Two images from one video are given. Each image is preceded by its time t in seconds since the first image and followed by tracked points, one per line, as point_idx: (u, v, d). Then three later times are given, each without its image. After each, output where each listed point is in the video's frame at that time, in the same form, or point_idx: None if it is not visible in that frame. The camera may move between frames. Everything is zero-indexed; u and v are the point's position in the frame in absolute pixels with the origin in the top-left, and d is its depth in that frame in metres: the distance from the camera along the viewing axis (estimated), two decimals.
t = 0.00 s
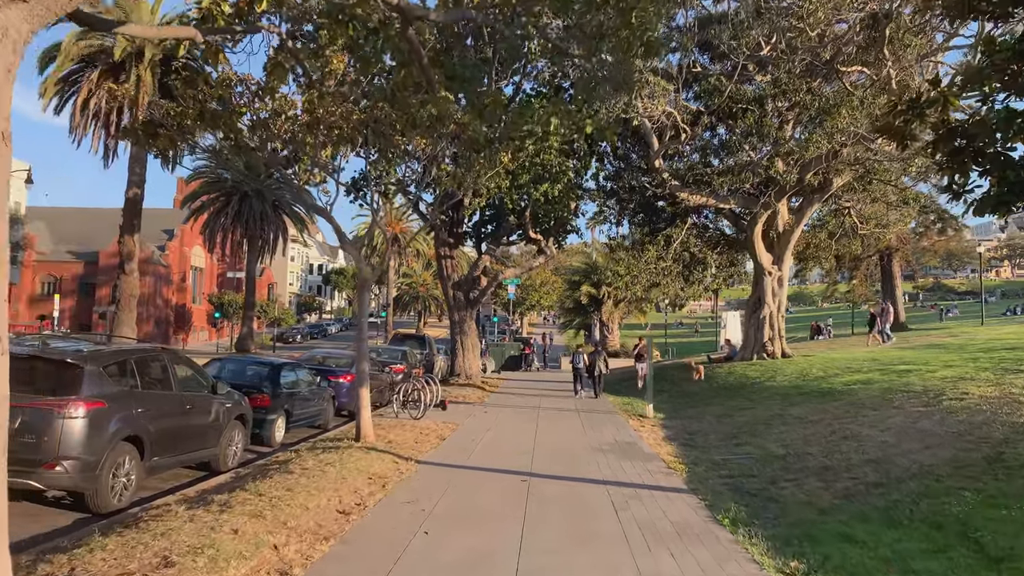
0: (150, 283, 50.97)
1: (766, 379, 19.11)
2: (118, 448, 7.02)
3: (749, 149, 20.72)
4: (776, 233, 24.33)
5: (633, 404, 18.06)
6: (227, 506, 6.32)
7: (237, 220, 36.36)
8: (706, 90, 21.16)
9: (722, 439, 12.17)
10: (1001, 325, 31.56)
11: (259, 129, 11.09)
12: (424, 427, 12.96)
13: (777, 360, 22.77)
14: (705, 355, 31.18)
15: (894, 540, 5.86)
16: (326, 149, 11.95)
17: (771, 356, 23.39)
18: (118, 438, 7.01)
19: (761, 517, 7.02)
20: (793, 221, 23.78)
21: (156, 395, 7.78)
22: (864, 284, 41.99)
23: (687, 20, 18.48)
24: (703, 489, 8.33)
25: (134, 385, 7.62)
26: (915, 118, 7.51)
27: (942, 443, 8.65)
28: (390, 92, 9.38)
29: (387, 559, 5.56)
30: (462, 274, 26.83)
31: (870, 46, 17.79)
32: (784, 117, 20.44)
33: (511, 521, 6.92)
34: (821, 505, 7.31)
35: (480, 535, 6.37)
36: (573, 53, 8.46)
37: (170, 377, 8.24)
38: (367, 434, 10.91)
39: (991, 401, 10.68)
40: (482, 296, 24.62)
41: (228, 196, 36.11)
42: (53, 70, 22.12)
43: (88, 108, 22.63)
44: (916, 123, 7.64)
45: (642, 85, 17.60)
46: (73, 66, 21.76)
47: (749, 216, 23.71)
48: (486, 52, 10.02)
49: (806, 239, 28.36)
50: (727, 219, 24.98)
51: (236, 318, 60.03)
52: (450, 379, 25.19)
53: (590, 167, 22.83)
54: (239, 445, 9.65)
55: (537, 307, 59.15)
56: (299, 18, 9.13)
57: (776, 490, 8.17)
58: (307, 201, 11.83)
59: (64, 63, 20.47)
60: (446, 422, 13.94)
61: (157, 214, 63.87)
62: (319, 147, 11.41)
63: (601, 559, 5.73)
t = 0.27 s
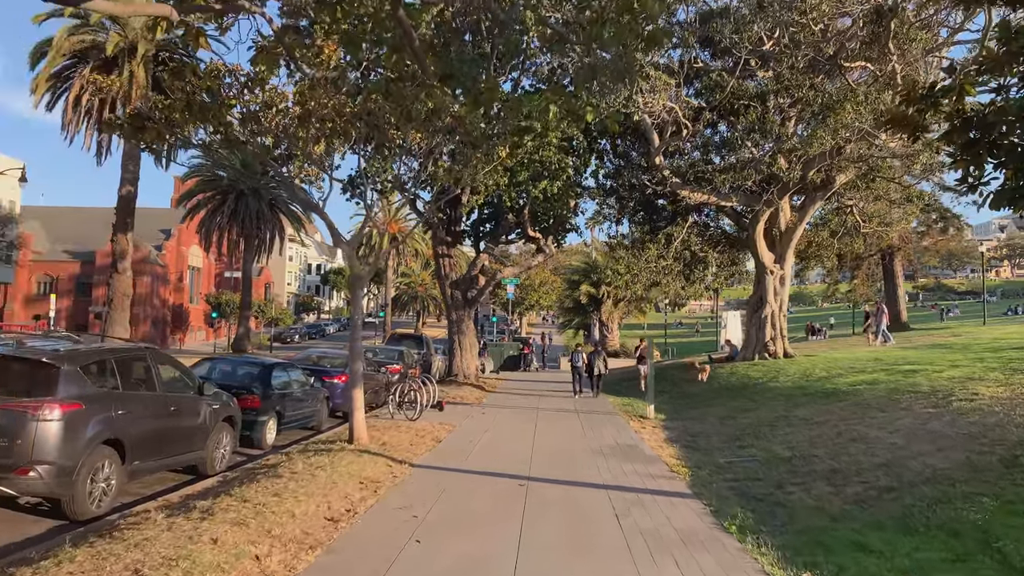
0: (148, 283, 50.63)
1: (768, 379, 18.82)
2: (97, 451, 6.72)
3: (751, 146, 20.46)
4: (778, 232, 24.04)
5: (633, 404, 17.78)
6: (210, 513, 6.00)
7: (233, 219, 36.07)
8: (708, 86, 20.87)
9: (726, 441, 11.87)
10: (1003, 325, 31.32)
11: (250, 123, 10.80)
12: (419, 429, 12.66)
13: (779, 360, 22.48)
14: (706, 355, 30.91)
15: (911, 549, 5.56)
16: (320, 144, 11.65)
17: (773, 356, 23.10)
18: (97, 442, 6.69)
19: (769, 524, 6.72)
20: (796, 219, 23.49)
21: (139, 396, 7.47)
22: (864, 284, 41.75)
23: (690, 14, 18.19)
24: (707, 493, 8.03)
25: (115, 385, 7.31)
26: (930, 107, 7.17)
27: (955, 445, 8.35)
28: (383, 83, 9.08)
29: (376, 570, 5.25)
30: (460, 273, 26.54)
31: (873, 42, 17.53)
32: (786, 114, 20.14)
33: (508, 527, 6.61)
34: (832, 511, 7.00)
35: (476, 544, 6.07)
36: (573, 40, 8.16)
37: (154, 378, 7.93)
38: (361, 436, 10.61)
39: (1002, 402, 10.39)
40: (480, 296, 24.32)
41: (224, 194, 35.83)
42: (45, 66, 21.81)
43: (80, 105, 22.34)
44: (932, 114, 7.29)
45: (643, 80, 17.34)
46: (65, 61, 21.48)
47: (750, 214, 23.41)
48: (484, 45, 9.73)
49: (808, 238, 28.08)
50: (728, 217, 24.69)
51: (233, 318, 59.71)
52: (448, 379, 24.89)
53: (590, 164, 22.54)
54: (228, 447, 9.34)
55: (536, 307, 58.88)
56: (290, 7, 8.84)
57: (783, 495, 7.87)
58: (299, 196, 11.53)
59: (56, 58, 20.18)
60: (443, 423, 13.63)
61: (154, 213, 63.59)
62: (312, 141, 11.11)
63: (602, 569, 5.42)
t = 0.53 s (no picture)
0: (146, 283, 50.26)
1: (771, 381, 18.53)
2: (74, 460, 6.43)
3: (753, 144, 20.17)
4: (780, 231, 23.76)
5: (633, 407, 17.50)
6: (189, 527, 5.72)
7: (230, 219, 35.82)
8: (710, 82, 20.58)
9: (729, 446, 11.58)
10: (1006, 326, 31.05)
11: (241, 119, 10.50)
12: (415, 433, 12.37)
13: (782, 362, 22.18)
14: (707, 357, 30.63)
15: (928, 565, 5.28)
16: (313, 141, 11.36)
17: (775, 357, 22.80)
18: (74, 451, 6.41)
19: (778, 537, 6.42)
20: (799, 218, 23.19)
21: (120, 402, 7.18)
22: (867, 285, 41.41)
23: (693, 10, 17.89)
24: (711, 502, 7.74)
25: (96, 390, 7.02)
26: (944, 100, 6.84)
27: (967, 452, 8.07)
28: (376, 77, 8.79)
29: None
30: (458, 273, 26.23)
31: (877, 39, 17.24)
32: (789, 111, 19.85)
33: (504, 540, 6.32)
34: (842, 523, 6.72)
35: (471, 558, 5.79)
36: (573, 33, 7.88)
37: (137, 383, 7.64)
38: (354, 441, 10.33)
39: (1014, 406, 10.10)
40: (479, 296, 24.02)
41: (221, 194, 35.56)
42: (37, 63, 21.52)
43: (73, 103, 22.05)
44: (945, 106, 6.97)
45: (644, 77, 17.05)
46: (57, 58, 21.20)
47: (753, 213, 23.10)
48: (481, 40, 9.43)
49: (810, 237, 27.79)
50: (729, 216, 24.38)
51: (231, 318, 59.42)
52: (446, 380, 24.59)
53: (590, 163, 22.22)
54: (216, 454, 9.05)
55: (536, 308, 58.60)
56: None
57: (790, 505, 7.59)
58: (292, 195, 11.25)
59: (47, 54, 19.90)
60: (440, 427, 13.33)
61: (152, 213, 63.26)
62: (303, 137, 10.83)
63: None
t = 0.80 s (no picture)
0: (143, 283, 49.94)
1: (774, 381, 18.22)
2: (50, 462, 6.14)
3: (755, 140, 19.88)
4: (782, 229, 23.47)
5: (634, 407, 17.20)
6: (167, 533, 5.42)
7: (226, 218, 35.57)
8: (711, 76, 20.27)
9: (732, 446, 11.29)
10: (1010, 324, 30.75)
11: (230, 110, 10.21)
12: (411, 433, 12.08)
13: (784, 361, 21.88)
14: (708, 356, 30.36)
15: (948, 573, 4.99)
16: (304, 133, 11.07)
17: (777, 356, 22.50)
18: (49, 452, 6.12)
19: (787, 542, 6.14)
20: (801, 215, 22.89)
21: (100, 401, 6.89)
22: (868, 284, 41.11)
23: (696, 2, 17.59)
24: (716, 505, 7.45)
25: (74, 389, 6.73)
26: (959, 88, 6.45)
27: (981, 453, 7.77)
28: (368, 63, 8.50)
29: None
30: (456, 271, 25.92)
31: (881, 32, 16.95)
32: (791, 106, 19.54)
33: (499, 545, 6.03)
34: (853, 527, 6.43)
35: (464, 564, 5.50)
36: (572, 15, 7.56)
37: (118, 381, 7.35)
38: (346, 441, 10.03)
39: None
40: (477, 294, 23.70)
41: (217, 192, 35.32)
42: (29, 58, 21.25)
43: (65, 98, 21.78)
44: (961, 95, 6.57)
45: (644, 71, 16.77)
46: (49, 53, 20.93)
47: (754, 210, 22.80)
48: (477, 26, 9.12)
49: (812, 235, 27.48)
50: (730, 213, 24.07)
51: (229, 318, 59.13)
52: (443, 380, 24.27)
53: (589, 160, 21.91)
54: (203, 455, 8.76)
55: (535, 307, 58.32)
56: None
57: (798, 508, 7.30)
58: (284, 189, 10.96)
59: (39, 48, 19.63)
60: (436, 427, 13.03)
61: (149, 212, 62.95)
62: (295, 128, 10.53)
63: None
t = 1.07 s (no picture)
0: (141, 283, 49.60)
1: (777, 382, 17.92)
2: (24, 472, 5.84)
3: (758, 137, 19.57)
4: (785, 228, 23.17)
5: (635, 409, 16.89)
6: (144, 548, 5.13)
7: (223, 217, 35.23)
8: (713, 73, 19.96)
9: (737, 451, 10.99)
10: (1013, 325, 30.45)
11: (219, 105, 9.90)
12: (406, 437, 11.76)
13: (787, 362, 21.57)
14: (709, 357, 30.00)
15: None
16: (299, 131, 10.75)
17: (780, 357, 22.19)
18: (22, 462, 5.82)
19: (799, 557, 5.84)
20: (804, 214, 22.59)
21: (78, 408, 6.59)
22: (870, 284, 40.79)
23: None
24: (722, 515, 7.15)
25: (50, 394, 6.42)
26: (974, 83, 5.87)
27: (998, 460, 7.48)
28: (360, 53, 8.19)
29: None
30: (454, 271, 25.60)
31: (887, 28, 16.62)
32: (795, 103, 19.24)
33: (496, 558, 5.74)
34: (867, 539, 6.13)
35: None
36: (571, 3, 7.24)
37: (98, 386, 7.04)
38: (339, 447, 9.73)
39: None
40: (475, 295, 23.38)
41: (214, 191, 34.99)
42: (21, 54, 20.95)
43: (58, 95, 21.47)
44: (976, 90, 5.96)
45: (646, 67, 16.45)
46: (41, 49, 20.61)
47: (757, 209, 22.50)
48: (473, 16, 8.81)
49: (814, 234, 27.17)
50: (732, 212, 23.77)
51: (227, 318, 58.80)
52: (441, 382, 23.95)
53: (589, 158, 21.59)
54: (190, 462, 8.46)
55: (534, 307, 58.01)
56: None
57: (808, 518, 7.00)
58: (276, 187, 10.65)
59: (30, 44, 19.33)
60: (433, 431, 12.72)
61: (147, 211, 62.63)
62: (287, 123, 10.23)
63: None
